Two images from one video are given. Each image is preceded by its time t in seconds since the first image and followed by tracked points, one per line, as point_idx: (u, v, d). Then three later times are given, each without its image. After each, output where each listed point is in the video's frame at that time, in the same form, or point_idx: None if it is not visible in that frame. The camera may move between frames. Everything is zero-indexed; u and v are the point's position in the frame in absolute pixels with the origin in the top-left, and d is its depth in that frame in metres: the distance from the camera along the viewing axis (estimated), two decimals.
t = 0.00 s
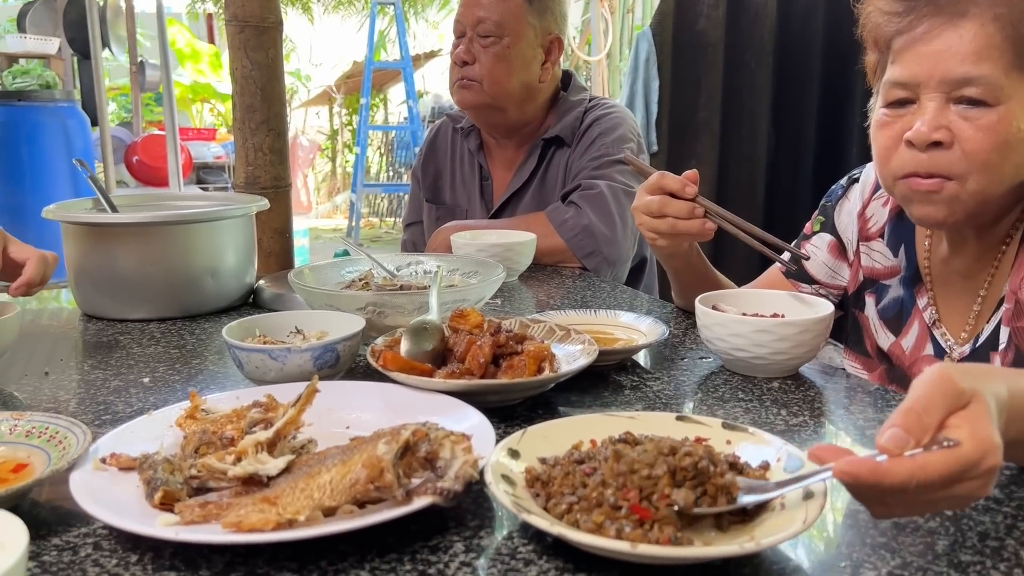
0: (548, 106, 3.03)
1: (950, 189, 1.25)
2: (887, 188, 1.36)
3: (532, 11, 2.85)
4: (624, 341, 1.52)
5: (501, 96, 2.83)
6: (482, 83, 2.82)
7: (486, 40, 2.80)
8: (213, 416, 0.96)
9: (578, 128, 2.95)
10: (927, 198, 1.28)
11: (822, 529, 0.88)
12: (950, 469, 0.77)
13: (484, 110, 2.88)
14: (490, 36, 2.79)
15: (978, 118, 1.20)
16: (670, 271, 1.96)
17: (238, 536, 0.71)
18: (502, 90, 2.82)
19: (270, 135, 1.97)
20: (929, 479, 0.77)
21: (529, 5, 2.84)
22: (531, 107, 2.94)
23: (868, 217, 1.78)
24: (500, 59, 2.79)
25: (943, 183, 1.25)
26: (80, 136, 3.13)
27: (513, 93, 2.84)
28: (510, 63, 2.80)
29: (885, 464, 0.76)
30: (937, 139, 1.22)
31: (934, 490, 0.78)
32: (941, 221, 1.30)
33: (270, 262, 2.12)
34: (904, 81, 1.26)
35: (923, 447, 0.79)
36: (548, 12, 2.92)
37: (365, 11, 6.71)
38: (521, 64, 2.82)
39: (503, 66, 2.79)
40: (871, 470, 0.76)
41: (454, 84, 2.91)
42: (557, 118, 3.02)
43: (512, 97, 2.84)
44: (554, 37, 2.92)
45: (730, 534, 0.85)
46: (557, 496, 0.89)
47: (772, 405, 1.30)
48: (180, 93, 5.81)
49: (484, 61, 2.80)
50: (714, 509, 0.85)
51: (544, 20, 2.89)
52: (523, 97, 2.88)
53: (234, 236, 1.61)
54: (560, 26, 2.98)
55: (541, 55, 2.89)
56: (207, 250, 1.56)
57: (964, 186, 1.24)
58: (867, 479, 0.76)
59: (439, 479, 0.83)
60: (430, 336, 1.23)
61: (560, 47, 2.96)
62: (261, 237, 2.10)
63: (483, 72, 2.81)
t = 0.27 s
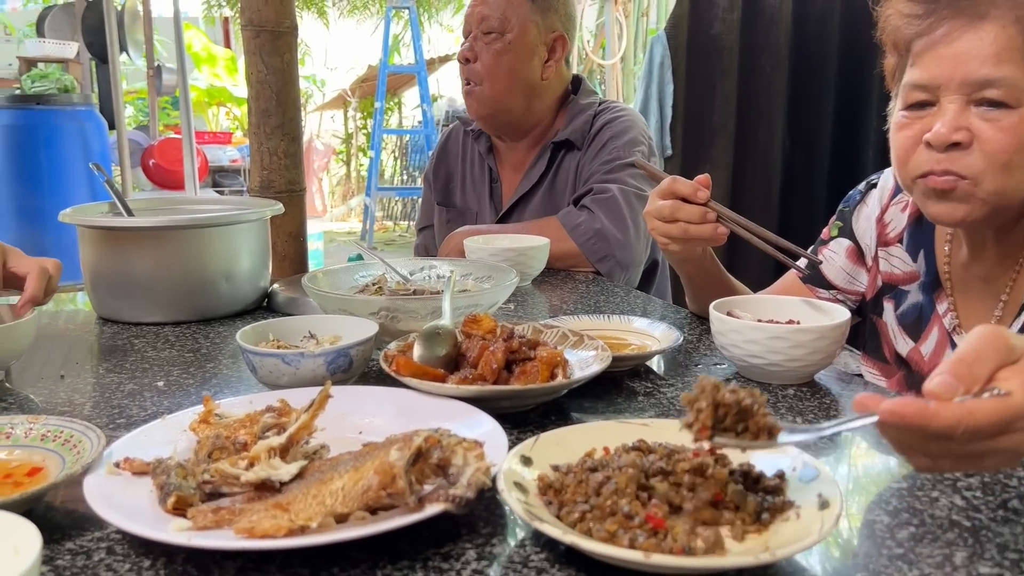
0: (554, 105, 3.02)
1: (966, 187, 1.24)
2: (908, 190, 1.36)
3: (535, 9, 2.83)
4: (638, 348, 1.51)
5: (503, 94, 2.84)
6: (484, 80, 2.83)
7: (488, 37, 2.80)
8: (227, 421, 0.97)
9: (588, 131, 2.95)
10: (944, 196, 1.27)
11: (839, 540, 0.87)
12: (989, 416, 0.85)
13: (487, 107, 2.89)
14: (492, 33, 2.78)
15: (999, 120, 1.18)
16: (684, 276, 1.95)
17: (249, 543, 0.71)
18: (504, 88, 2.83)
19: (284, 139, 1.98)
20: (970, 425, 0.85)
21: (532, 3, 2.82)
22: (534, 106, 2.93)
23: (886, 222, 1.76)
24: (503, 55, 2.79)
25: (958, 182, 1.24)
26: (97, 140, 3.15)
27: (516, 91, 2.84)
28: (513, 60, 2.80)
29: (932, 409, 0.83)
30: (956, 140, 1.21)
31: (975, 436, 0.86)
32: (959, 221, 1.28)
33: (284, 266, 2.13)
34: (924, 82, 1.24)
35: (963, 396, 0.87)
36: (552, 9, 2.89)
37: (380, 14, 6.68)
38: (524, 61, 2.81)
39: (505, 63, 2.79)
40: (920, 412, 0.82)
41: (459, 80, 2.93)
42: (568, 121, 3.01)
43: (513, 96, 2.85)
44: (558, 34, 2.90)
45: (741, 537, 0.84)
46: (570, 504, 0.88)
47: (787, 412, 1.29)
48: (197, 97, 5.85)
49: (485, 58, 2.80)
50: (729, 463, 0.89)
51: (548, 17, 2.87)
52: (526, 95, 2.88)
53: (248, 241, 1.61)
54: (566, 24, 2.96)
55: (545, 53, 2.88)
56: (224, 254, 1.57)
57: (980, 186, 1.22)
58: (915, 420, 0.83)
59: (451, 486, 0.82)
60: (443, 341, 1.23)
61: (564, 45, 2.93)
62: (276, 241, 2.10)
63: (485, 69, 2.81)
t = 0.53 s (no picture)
0: (563, 106, 3.02)
1: (982, 185, 1.22)
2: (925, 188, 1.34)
3: (540, 9, 2.83)
4: (649, 351, 1.51)
5: (509, 96, 2.85)
6: (490, 82, 2.85)
7: (495, 39, 2.82)
8: (239, 423, 0.97)
9: (600, 135, 2.94)
10: (963, 195, 1.25)
11: (853, 546, 0.86)
12: (1007, 437, 0.83)
13: (494, 109, 2.91)
14: (499, 34, 2.81)
15: (1018, 118, 1.16)
16: (695, 280, 1.94)
17: (259, 545, 0.71)
18: (510, 91, 2.84)
19: (298, 143, 1.99)
20: (989, 444, 0.83)
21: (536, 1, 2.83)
22: (542, 108, 2.93)
23: (904, 224, 1.74)
24: (508, 57, 2.80)
25: (976, 179, 1.22)
26: (113, 143, 3.19)
27: (522, 93, 2.85)
28: (518, 62, 2.81)
29: (948, 429, 0.82)
30: (975, 139, 1.19)
31: (993, 457, 0.84)
32: (977, 220, 1.26)
33: (298, 269, 2.14)
34: (942, 82, 1.23)
35: (981, 416, 0.86)
36: (558, 10, 2.89)
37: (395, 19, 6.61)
38: (529, 63, 2.82)
39: (510, 65, 2.81)
40: (932, 433, 0.81)
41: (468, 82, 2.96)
42: (579, 124, 3.01)
43: (519, 97, 2.86)
44: (565, 35, 2.89)
45: (754, 543, 0.84)
46: (581, 508, 0.88)
47: (801, 417, 1.28)
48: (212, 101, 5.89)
49: (491, 60, 2.83)
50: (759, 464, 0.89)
51: (554, 18, 2.87)
52: (533, 98, 2.88)
53: (262, 244, 1.62)
54: (573, 26, 2.94)
55: (552, 54, 2.88)
56: (236, 256, 1.57)
57: (996, 183, 1.21)
58: (928, 442, 0.81)
59: (462, 489, 0.82)
60: (455, 344, 1.23)
61: (571, 45, 2.91)
62: (289, 244, 2.11)
63: (491, 72, 2.84)
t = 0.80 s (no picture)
0: (575, 110, 3.01)
1: (991, 194, 1.23)
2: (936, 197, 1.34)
3: (550, 12, 2.83)
4: (662, 356, 1.50)
5: (519, 100, 2.86)
6: (500, 86, 2.86)
7: (506, 42, 2.83)
8: (250, 426, 0.97)
9: (613, 139, 2.93)
10: (969, 204, 1.26)
11: (868, 553, 0.85)
12: (1011, 386, 0.95)
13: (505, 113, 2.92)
14: (510, 38, 2.81)
15: None
16: (706, 283, 1.93)
17: (271, 548, 0.71)
18: (521, 94, 2.84)
19: (310, 146, 1.99)
20: (992, 392, 0.95)
21: (547, 4, 2.83)
22: (553, 111, 2.93)
23: (921, 228, 1.73)
24: (518, 61, 2.81)
25: (984, 189, 1.23)
26: (127, 146, 3.21)
27: (532, 97, 2.85)
28: (528, 66, 2.81)
29: (953, 378, 0.96)
30: (985, 144, 1.18)
31: (997, 406, 0.97)
32: (986, 228, 1.28)
33: (309, 272, 2.15)
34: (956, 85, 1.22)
35: (988, 366, 0.99)
36: (569, 13, 2.88)
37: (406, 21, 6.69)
38: (539, 66, 2.82)
39: (520, 69, 2.81)
40: (937, 379, 0.96)
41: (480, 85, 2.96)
42: (591, 127, 3.00)
43: (529, 101, 2.86)
44: (575, 38, 2.88)
45: (768, 549, 0.83)
46: (592, 513, 0.87)
47: (815, 422, 1.27)
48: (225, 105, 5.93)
49: (502, 63, 2.83)
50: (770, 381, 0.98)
51: (565, 20, 2.86)
52: (543, 101, 2.88)
53: (274, 247, 1.63)
54: (586, 29, 2.93)
55: (562, 56, 2.87)
56: (248, 259, 1.58)
57: (1004, 194, 1.22)
58: (933, 387, 0.96)
59: (473, 493, 0.82)
60: (466, 348, 1.23)
61: (583, 49, 2.90)
62: (301, 247, 2.12)
63: (501, 75, 2.85)
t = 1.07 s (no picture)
0: (586, 112, 3.01)
1: (1000, 199, 1.28)
2: (950, 199, 1.41)
3: (561, 14, 2.83)
4: (672, 358, 1.49)
5: (530, 102, 2.85)
6: (510, 89, 2.86)
7: (516, 44, 2.83)
8: (259, 426, 0.97)
9: (624, 141, 2.92)
10: (979, 207, 1.32)
11: (880, 557, 0.84)
12: (1003, 290, 1.03)
13: (514, 115, 2.92)
14: (520, 40, 2.82)
15: None
16: (710, 284, 1.92)
17: (278, 548, 0.72)
18: (530, 97, 2.84)
19: (321, 148, 2.00)
20: (984, 295, 1.03)
21: (557, 6, 2.83)
22: (563, 114, 2.93)
23: (937, 230, 1.72)
24: (528, 63, 2.81)
25: (993, 194, 1.29)
26: (140, 149, 3.24)
27: (542, 99, 2.85)
28: (538, 68, 2.81)
29: (949, 276, 1.04)
30: (991, 152, 1.24)
31: (990, 308, 1.04)
32: (999, 228, 1.34)
33: (320, 274, 2.16)
34: (959, 97, 1.28)
35: (988, 272, 1.06)
36: (580, 15, 2.88)
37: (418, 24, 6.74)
38: (549, 69, 2.82)
39: (531, 71, 2.81)
40: (935, 276, 1.04)
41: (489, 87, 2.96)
42: (603, 129, 2.99)
43: (539, 103, 2.86)
44: (586, 40, 2.88)
45: (777, 552, 0.82)
46: (600, 515, 0.87)
47: (826, 425, 1.26)
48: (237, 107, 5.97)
49: (512, 65, 2.83)
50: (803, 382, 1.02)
51: (575, 23, 2.86)
52: (553, 103, 2.88)
53: (284, 248, 1.63)
54: (596, 30, 2.93)
55: (573, 59, 2.87)
56: (259, 260, 1.59)
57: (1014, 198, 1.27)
58: (929, 283, 1.04)
59: (481, 495, 0.82)
60: (475, 349, 1.22)
61: (595, 52, 2.91)
62: (311, 249, 2.13)
63: (511, 78, 2.84)
